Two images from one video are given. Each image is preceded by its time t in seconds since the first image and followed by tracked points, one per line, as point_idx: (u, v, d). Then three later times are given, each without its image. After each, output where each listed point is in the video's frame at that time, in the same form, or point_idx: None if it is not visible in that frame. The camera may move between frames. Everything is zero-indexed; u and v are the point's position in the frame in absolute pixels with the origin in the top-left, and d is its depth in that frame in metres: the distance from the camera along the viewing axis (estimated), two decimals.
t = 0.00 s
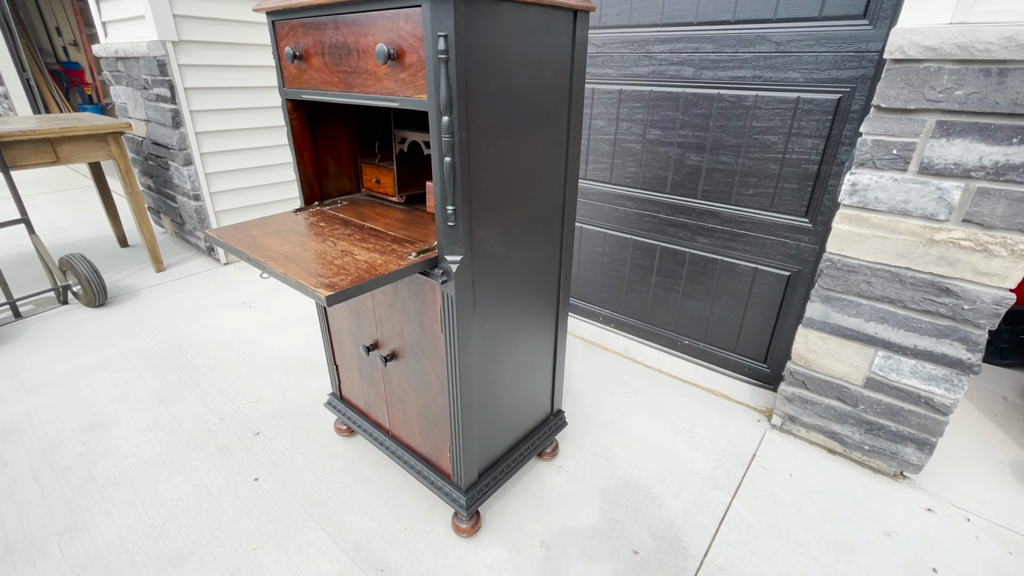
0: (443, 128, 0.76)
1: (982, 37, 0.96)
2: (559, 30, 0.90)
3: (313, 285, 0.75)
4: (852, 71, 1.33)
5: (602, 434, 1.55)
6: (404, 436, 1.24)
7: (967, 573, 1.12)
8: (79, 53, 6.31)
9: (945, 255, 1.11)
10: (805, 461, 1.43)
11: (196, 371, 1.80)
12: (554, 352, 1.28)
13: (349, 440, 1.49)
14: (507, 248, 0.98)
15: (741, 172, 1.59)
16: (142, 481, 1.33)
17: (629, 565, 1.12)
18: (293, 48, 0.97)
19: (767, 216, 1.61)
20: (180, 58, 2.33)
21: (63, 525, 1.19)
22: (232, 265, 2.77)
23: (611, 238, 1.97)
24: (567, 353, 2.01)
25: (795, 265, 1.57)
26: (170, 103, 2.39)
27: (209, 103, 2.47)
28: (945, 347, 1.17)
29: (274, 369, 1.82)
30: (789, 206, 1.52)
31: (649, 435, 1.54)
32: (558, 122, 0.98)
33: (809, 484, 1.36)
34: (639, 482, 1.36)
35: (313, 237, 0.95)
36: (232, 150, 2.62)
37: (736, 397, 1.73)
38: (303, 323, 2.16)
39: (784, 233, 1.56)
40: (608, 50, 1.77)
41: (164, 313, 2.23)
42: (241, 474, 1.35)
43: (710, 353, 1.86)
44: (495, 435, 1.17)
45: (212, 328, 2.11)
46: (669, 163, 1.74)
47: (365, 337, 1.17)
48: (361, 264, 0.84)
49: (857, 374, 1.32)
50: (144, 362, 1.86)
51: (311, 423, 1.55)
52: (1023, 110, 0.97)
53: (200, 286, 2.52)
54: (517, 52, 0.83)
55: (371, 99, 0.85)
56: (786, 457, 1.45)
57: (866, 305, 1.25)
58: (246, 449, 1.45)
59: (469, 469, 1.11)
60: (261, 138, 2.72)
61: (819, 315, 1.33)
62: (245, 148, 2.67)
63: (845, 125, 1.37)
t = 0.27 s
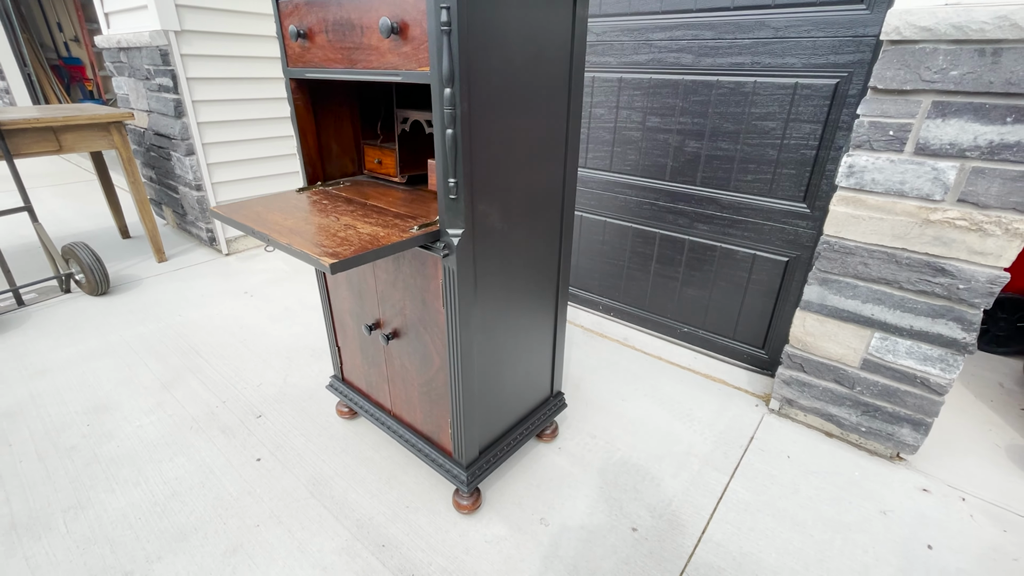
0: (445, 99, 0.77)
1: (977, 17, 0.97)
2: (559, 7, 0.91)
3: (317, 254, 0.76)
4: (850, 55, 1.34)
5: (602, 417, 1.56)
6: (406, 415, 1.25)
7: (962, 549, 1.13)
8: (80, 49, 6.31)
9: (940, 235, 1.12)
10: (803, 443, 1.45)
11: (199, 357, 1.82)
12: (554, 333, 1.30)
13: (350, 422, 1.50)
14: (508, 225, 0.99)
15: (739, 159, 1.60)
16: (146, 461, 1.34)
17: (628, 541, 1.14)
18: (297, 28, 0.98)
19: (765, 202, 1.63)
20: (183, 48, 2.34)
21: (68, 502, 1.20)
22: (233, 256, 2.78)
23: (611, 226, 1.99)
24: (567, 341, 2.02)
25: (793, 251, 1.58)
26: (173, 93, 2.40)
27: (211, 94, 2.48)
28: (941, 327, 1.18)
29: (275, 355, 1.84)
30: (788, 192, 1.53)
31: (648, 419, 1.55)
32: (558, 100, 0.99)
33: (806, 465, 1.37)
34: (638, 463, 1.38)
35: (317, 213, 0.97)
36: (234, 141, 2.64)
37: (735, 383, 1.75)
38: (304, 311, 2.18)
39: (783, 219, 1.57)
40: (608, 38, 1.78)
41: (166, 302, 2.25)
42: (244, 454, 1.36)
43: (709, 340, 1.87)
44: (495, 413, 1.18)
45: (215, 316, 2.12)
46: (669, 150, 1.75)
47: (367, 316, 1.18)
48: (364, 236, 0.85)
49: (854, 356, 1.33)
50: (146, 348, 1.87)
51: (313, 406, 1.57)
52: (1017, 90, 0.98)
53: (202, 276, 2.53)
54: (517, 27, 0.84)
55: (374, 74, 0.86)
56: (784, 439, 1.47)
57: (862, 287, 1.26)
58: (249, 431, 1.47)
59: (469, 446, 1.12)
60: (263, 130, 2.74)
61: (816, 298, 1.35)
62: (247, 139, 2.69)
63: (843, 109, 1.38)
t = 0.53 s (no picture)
0: (445, 93, 0.79)
1: (961, 16, 1.01)
2: (555, 6, 0.94)
3: (319, 242, 0.78)
4: (840, 56, 1.37)
5: (599, 413, 1.57)
6: (405, 409, 1.27)
7: (955, 539, 1.14)
8: (83, 56, 6.36)
9: (929, 229, 1.15)
10: (798, 438, 1.46)
11: (200, 355, 1.83)
12: (552, 327, 1.31)
13: (350, 418, 1.51)
14: (506, 218, 1.01)
15: (734, 158, 1.63)
16: (148, 455, 1.35)
17: (624, 532, 1.15)
18: (300, 27, 1.01)
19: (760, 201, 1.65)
20: (187, 52, 2.38)
21: (70, 494, 1.21)
22: (234, 257, 2.81)
23: (608, 226, 2.01)
24: (565, 339, 2.04)
25: (787, 249, 1.60)
26: (176, 97, 2.44)
27: (214, 97, 2.52)
28: (932, 320, 1.20)
29: (276, 353, 1.85)
30: (782, 190, 1.56)
31: (645, 414, 1.57)
32: (555, 96, 1.02)
33: (801, 459, 1.38)
34: (635, 457, 1.39)
35: (319, 207, 0.99)
36: (237, 143, 2.67)
37: (731, 380, 1.76)
38: (305, 311, 2.20)
39: (777, 217, 1.60)
40: (604, 41, 1.82)
41: (167, 302, 2.26)
42: (244, 449, 1.38)
43: (706, 338, 1.89)
44: (494, 405, 1.20)
45: (216, 315, 2.14)
46: (665, 151, 1.78)
47: (367, 310, 1.20)
48: (365, 227, 0.87)
49: (847, 350, 1.35)
50: (148, 346, 1.88)
51: (313, 402, 1.58)
52: (1001, 86, 1.01)
53: (203, 277, 2.54)
54: (515, 24, 0.87)
55: (375, 69, 0.89)
56: (780, 434, 1.48)
57: (855, 281, 1.29)
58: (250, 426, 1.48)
59: (468, 437, 1.14)
60: (265, 133, 2.77)
61: (810, 293, 1.37)
62: (249, 142, 2.72)
63: (834, 108, 1.41)
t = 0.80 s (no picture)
0: (439, 102, 0.83)
1: (934, 29, 1.05)
2: (546, 21, 0.98)
3: (318, 246, 0.81)
4: (823, 68, 1.42)
5: (594, 418, 1.59)
6: (402, 412, 1.29)
7: (945, 539, 1.15)
8: (85, 72, 6.43)
9: (911, 234, 1.18)
10: (790, 441, 1.48)
11: (199, 363, 1.85)
12: (546, 332, 1.34)
13: (348, 423, 1.53)
14: (500, 223, 1.04)
15: (724, 167, 1.67)
16: (146, 460, 1.36)
17: (618, 533, 1.16)
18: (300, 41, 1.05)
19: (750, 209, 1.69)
20: (189, 66, 2.43)
21: (69, 499, 1.22)
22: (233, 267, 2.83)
23: (602, 234, 2.05)
24: (561, 346, 2.06)
25: (777, 255, 1.64)
26: (178, 110, 2.48)
27: (215, 110, 2.57)
28: (917, 322, 1.23)
29: (274, 361, 1.87)
30: (770, 198, 1.59)
31: (640, 419, 1.59)
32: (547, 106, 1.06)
33: (793, 461, 1.40)
34: (629, 460, 1.41)
35: (317, 214, 1.02)
36: (237, 155, 2.72)
37: (724, 385, 1.78)
38: (303, 319, 2.22)
39: (766, 224, 1.63)
40: (596, 54, 1.88)
41: (166, 311, 2.28)
42: (242, 454, 1.39)
43: (700, 344, 1.91)
44: (489, 409, 1.22)
45: (215, 324, 2.16)
46: (656, 160, 1.82)
47: (364, 315, 1.23)
48: (362, 232, 0.90)
49: (836, 353, 1.38)
50: (147, 354, 1.90)
51: (310, 409, 1.60)
52: (975, 96, 1.05)
53: (202, 287, 2.57)
54: (507, 38, 0.91)
55: (373, 81, 0.92)
56: (772, 437, 1.50)
57: (841, 286, 1.32)
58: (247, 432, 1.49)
59: (463, 440, 1.15)
60: (265, 145, 2.82)
61: (799, 297, 1.40)
62: (249, 154, 2.76)
63: (819, 118, 1.46)
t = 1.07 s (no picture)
0: (430, 114, 0.86)
1: (907, 42, 1.09)
2: (533, 36, 1.02)
3: (311, 253, 0.83)
4: (805, 80, 1.46)
5: (586, 424, 1.61)
6: (395, 419, 1.30)
7: (932, 540, 1.17)
8: (83, 87, 6.48)
9: (892, 239, 1.21)
10: (780, 445, 1.50)
11: (193, 373, 1.85)
12: (538, 339, 1.36)
13: (342, 432, 1.54)
14: (490, 231, 1.07)
15: (711, 176, 1.71)
16: (139, 470, 1.36)
17: (610, 537, 1.17)
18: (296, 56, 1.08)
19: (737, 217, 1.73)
20: (186, 81, 2.47)
21: (61, 509, 1.22)
22: (229, 278, 2.84)
23: (594, 243, 2.08)
24: (554, 354, 2.08)
25: (765, 262, 1.67)
26: (175, 123, 2.52)
27: (212, 123, 2.60)
28: (900, 326, 1.25)
29: (269, 371, 1.88)
30: (757, 206, 1.63)
31: (632, 425, 1.60)
32: (535, 117, 1.09)
33: (783, 465, 1.41)
34: (621, 465, 1.42)
35: (312, 223, 1.04)
36: (233, 167, 2.75)
37: (716, 392, 1.80)
38: (298, 330, 2.23)
39: (753, 232, 1.67)
40: (586, 68, 1.93)
41: (162, 322, 2.29)
42: (236, 463, 1.39)
43: (691, 351, 1.93)
44: (481, 414, 1.23)
45: (210, 334, 2.16)
46: (646, 170, 1.86)
47: (358, 322, 1.24)
48: (356, 240, 0.92)
49: (823, 357, 1.40)
50: (141, 365, 1.90)
51: (305, 417, 1.60)
52: (948, 106, 1.09)
53: (198, 298, 2.58)
54: (495, 52, 0.94)
55: (366, 93, 0.95)
56: (763, 442, 1.51)
57: (826, 291, 1.34)
58: (241, 441, 1.50)
59: (455, 445, 1.16)
60: (261, 158, 2.85)
61: (785, 303, 1.43)
62: (245, 166, 2.80)
63: (802, 128, 1.50)
